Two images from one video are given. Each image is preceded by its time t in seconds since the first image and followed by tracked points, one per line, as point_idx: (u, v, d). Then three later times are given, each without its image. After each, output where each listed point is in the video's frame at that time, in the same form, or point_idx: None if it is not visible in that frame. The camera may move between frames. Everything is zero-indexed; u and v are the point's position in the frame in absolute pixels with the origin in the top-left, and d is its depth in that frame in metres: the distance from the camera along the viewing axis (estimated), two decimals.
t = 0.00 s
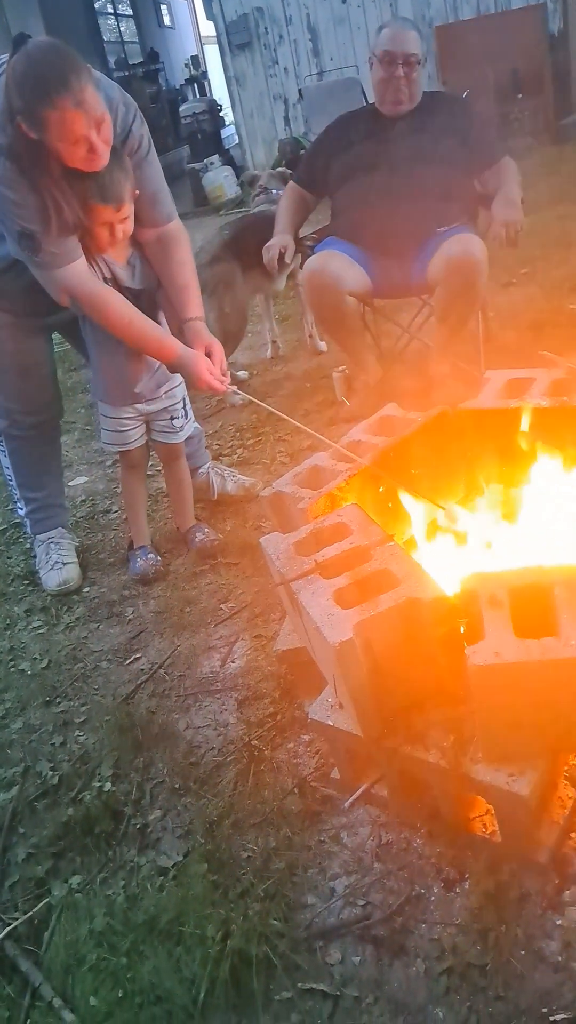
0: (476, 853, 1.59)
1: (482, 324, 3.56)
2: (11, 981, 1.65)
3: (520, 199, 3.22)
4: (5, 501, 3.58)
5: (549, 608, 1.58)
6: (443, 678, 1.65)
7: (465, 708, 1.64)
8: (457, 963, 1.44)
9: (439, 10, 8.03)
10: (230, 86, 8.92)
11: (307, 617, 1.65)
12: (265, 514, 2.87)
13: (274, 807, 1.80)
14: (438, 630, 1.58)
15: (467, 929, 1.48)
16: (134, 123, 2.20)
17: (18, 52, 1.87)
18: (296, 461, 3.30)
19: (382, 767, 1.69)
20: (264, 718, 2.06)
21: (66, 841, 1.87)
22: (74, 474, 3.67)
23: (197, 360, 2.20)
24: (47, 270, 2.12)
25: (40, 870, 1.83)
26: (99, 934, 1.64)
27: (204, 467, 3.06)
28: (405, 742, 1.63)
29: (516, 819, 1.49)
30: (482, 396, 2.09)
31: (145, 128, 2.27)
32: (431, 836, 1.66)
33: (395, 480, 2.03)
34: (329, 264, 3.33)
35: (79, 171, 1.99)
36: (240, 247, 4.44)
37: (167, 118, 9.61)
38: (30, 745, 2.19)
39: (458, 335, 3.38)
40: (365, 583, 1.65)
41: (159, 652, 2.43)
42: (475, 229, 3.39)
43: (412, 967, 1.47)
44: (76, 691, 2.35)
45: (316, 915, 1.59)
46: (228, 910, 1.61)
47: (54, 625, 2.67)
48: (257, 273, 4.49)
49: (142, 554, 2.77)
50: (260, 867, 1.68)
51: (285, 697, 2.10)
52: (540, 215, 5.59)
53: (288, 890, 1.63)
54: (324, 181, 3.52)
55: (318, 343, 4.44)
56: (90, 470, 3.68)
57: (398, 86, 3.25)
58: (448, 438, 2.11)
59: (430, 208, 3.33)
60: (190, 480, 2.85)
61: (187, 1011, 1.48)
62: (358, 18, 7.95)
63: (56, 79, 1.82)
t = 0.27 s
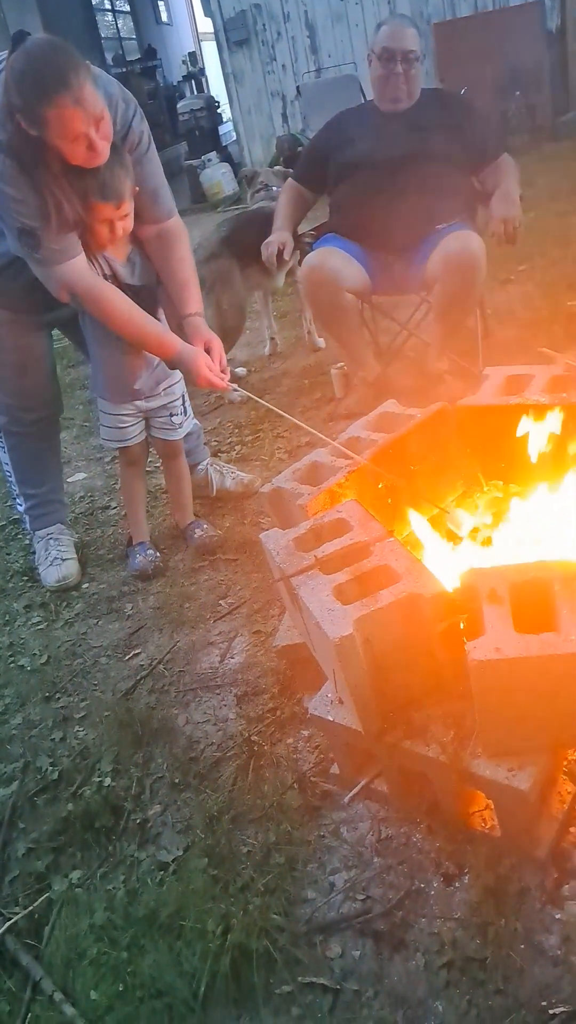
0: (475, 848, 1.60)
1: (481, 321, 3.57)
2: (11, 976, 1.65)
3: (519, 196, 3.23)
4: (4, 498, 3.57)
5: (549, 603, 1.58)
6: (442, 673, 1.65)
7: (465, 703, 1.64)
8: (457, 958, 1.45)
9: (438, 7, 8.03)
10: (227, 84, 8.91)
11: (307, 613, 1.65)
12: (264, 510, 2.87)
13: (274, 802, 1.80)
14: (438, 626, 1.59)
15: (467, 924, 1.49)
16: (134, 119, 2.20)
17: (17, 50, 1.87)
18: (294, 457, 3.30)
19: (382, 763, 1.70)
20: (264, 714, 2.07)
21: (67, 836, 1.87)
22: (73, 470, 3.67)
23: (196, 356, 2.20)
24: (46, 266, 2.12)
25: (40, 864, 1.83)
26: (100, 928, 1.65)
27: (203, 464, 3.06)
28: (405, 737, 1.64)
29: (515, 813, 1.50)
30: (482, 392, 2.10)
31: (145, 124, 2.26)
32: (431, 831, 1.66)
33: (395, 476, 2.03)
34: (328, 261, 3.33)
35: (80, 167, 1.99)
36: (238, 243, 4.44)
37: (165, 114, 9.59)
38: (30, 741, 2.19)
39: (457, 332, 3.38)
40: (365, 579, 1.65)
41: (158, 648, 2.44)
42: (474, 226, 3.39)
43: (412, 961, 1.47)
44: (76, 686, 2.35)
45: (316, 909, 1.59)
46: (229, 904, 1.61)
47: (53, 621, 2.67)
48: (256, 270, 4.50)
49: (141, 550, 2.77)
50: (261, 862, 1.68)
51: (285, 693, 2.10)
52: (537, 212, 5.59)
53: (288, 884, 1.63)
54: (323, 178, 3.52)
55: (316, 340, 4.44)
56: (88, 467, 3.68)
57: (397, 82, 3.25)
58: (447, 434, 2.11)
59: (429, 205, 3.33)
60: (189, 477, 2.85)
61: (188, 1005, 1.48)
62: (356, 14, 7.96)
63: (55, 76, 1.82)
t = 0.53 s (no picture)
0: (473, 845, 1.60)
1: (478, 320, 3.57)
2: (10, 972, 1.65)
3: (517, 194, 3.23)
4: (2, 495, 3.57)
5: (547, 602, 1.59)
6: (440, 672, 1.66)
7: (463, 701, 1.65)
8: (454, 954, 1.45)
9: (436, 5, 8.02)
10: (225, 81, 8.89)
11: (305, 611, 1.65)
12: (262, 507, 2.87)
13: (272, 799, 1.80)
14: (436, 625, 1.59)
15: (464, 921, 1.49)
16: (133, 117, 2.20)
17: (14, 48, 1.86)
18: (292, 455, 3.30)
19: (380, 760, 1.70)
20: (261, 711, 2.07)
21: (65, 833, 1.88)
22: (71, 468, 3.67)
23: (194, 354, 2.19)
24: (44, 264, 2.12)
25: (38, 862, 1.83)
26: (98, 925, 1.65)
27: (201, 460, 3.07)
28: (403, 735, 1.64)
29: (512, 810, 1.50)
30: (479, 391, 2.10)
31: (144, 122, 2.26)
32: (428, 828, 1.67)
33: (393, 475, 2.03)
34: (326, 259, 3.33)
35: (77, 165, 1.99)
36: (236, 241, 4.44)
37: (162, 112, 9.58)
38: (28, 738, 2.19)
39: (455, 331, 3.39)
40: (363, 577, 1.66)
41: (156, 645, 2.44)
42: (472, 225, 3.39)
43: (409, 958, 1.48)
44: (74, 683, 2.36)
45: (314, 906, 1.60)
46: (226, 901, 1.61)
47: (51, 618, 2.67)
48: (254, 268, 4.50)
49: (139, 548, 2.77)
50: (258, 859, 1.69)
51: (282, 691, 2.11)
52: (535, 210, 5.60)
53: (286, 881, 1.64)
54: (321, 177, 3.52)
55: (314, 337, 4.44)
56: (86, 464, 3.68)
57: (395, 81, 3.25)
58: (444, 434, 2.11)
59: (427, 204, 3.33)
60: (187, 474, 2.85)
61: (186, 1002, 1.48)
62: (354, 12, 7.94)
63: (52, 74, 1.82)
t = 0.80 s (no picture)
0: (466, 844, 1.61)
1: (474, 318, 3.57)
2: (3, 970, 1.65)
3: (512, 193, 3.23)
4: None
5: (540, 601, 1.59)
6: (434, 670, 1.66)
7: (456, 699, 1.65)
8: (447, 953, 1.45)
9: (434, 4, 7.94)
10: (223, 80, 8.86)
11: (299, 609, 1.65)
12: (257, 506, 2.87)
13: (266, 797, 1.81)
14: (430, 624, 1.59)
15: (457, 919, 1.50)
16: (128, 115, 2.19)
17: (9, 45, 1.86)
18: (288, 453, 3.30)
19: (373, 759, 1.70)
20: (256, 710, 2.07)
21: (58, 831, 1.87)
22: (66, 466, 3.66)
23: (188, 352, 2.19)
24: (39, 261, 2.11)
25: (32, 859, 1.83)
26: (91, 923, 1.65)
27: (196, 460, 3.08)
28: (396, 733, 1.64)
29: (505, 809, 1.50)
30: (474, 390, 2.10)
31: (138, 120, 2.26)
32: (422, 826, 1.67)
33: (388, 473, 2.03)
34: (322, 258, 3.32)
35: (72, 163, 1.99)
36: (232, 239, 4.44)
37: (159, 109, 9.57)
38: (23, 736, 2.19)
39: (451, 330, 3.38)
40: (357, 575, 1.66)
41: (151, 643, 2.44)
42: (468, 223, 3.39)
43: (402, 956, 1.48)
44: (69, 681, 2.36)
45: (307, 904, 1.60)
46: (220, 899, 1.61)
47: (46, 617, 2.66)
48: (250, 266, 4.50)
49: (134, 546, 2.77)
50: (252, 857, 1.68)
51: (277, 689, 2.11)
52: (531, 209, 5.59)
53: (279, 880, 1.64)
54: (317, 176, 3.52)
55: (310, 336, 4.44)
56: (81, 462, 3.68)
57: (391, 79, 3.25)
58: (439, 432, 2.11)
59: (423, 202, 3.33)
60: (182, 473, 2.85)
61: (179, 1000, 1.48)
62: (352, 11, 7.94)
63: (46, 72, 1.82)
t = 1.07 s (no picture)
0: (461, 844, 1.61)
1: (472, 317, 3.57)
2: None
3: (510, 192, 3.23)
4: None
5: (536, 601, 1.59)
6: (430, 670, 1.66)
7: (452, 699, 1.65)
8: (442, 952, 1.45)
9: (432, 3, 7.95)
10: (221, 78, 8.85)
11: (295, 609, 1.65)
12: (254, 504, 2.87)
13: (262, 797, 1.81)
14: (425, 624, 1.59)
15: (452, 919, 1.50)
16: (124, 114, 2.19)
17: (9, 42, 1.85)
18: (285, 452, 3.30)
19: (369, 758, 1.70)
20: (252, 709, 2.07)
21: (54, 830, 1.87)
22: (63, 464, 3.66)
23: (184, 351, 2.18)
24: (35, 259, 2.11)
25: (27, 859, 1.83)
26: (87, 922, 1.65)
27: (193, 459, 3.08)
28: (392, 733, 1.64)
29: (501, 809, 1.50)
30: (471, 389, 2.10)
31: (135, 119, 2.25)
32: (417, 825, 1.67)
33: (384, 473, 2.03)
34: (319, 256, 3.32)
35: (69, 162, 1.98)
36: (230, 238, 4.43)
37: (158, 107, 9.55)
38: (19, 735, 2.19)
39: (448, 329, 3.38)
40: (353, 575, 1.66)
41: (147, 642, 2.44)
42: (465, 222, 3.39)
43: (397, 956, 1.48)
44: (65, 680, 2.35)
45: (302, 904, 1.60)
46: (215, 899, 1.61)
47: (43, 615, 2.66)
48: (247, 265, 4.49)
49: (131, 545, 2.77)
50: (248, 857, 1.68)
51: (273, 688, 2.11)
52: (529, 208, 5.59)
53: (275, 879, 1.64)
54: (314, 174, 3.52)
55: (308, 334, 4.43)
56: (78, 460, 3.68)
57: (388, 78, 3.24)
58: (435, 431, 2.11)
59: (421, 201, 3.33)
60: (179, 471, 2.85)
61: (174, 999, 1.48)
62: (350, 10, 7.95)
63: (45, 70, 1.81)
